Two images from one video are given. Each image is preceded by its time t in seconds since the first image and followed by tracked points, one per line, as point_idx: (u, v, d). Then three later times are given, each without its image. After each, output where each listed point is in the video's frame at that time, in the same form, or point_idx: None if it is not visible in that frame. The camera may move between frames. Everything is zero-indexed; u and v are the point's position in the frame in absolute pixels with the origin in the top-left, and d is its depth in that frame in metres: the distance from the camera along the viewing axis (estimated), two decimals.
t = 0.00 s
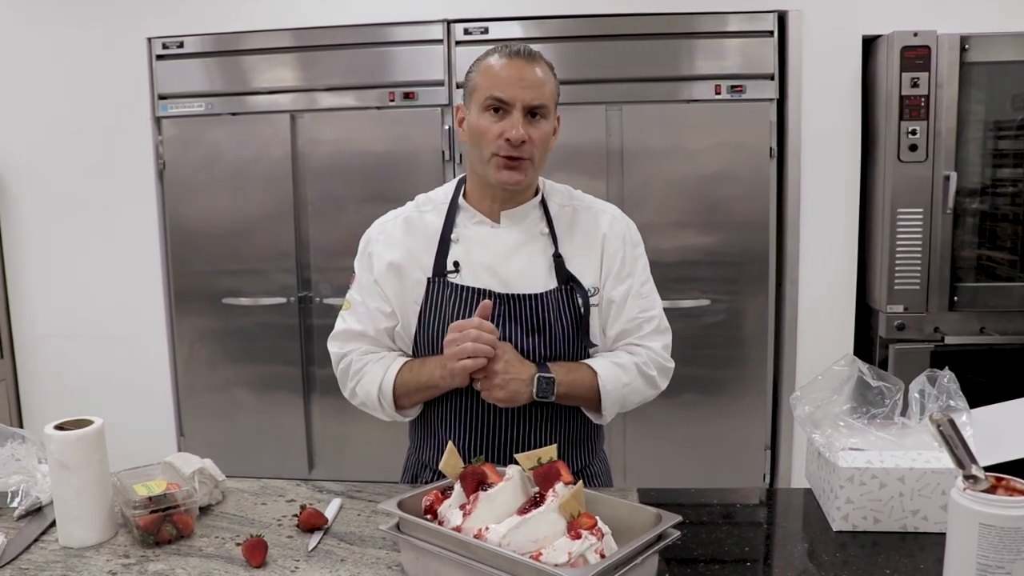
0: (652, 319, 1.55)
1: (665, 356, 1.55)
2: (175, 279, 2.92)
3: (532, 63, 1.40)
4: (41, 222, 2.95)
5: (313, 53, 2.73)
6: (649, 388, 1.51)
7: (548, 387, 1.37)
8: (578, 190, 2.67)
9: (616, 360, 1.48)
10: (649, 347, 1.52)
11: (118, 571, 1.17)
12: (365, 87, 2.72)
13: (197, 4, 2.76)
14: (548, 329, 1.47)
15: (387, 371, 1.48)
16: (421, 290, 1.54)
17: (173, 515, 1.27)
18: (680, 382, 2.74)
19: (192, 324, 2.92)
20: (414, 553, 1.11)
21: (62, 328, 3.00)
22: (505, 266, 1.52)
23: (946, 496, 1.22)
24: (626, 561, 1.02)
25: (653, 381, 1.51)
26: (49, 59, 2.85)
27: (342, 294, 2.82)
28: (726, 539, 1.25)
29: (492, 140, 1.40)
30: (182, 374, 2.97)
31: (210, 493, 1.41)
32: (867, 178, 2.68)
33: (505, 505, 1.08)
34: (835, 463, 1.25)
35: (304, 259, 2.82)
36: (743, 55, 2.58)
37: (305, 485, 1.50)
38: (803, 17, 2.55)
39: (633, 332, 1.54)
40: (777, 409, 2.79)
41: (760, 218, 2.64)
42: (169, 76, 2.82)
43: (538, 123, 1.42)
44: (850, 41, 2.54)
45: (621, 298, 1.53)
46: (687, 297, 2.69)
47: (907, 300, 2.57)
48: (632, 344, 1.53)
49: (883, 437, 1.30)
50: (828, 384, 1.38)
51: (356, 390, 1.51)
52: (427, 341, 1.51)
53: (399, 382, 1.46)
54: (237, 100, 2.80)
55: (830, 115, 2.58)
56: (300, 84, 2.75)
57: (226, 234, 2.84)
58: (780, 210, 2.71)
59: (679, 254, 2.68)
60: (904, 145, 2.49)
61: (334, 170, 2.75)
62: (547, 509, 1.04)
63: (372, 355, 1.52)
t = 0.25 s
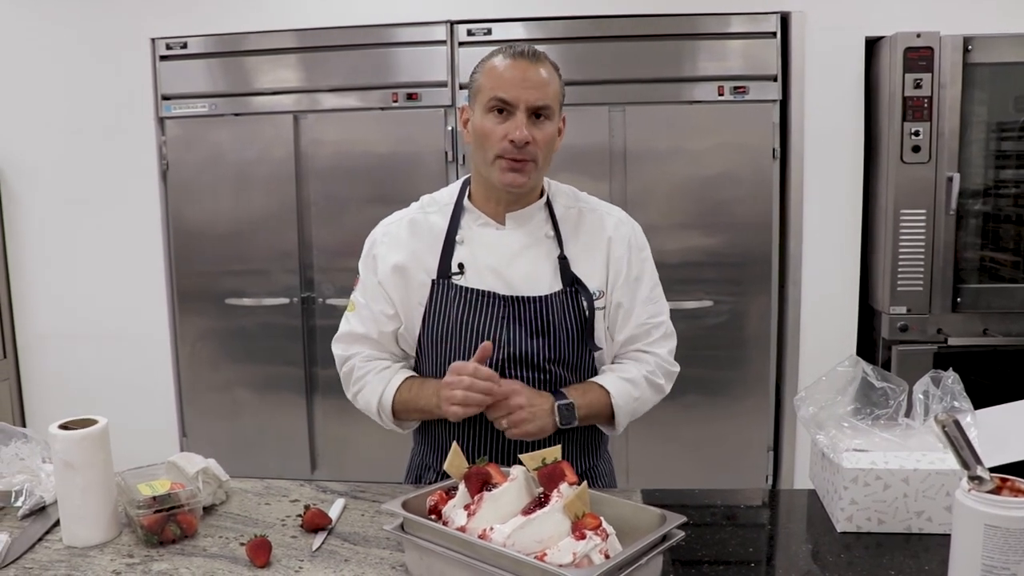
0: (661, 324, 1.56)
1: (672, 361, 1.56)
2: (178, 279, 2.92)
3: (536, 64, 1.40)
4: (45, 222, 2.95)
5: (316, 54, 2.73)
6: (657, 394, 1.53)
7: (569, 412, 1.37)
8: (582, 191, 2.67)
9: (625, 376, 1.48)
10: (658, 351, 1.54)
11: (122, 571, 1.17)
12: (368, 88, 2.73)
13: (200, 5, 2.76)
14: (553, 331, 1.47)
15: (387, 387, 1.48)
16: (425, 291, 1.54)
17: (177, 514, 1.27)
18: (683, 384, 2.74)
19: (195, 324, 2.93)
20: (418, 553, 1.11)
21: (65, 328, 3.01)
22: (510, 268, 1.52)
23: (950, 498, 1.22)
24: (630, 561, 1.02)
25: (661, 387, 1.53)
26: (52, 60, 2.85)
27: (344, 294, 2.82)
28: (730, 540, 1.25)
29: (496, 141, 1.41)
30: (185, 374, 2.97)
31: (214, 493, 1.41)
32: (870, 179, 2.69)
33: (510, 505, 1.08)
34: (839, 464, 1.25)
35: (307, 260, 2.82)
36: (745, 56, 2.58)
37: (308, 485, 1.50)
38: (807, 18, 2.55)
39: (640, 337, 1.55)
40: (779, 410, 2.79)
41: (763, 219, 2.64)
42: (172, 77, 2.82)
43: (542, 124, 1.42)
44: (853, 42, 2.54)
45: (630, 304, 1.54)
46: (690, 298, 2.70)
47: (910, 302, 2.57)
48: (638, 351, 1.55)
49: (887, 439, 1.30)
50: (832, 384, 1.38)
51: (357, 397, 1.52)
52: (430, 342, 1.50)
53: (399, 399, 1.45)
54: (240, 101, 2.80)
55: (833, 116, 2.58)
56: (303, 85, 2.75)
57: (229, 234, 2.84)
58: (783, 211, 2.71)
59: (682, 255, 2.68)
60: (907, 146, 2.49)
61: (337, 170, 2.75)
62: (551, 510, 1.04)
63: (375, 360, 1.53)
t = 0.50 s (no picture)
0: (669, 327, 1.58)
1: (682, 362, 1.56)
2: (181, 280, 2.92)
3: (546, 75, 1.39)
4: (47, 223, 2.95)
5: (319, 56, 2.74)
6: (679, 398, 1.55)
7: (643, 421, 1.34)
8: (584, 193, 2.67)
9: (661, 382, 1.49)
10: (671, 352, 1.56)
11: (126, 572, 1.18)
12: (371, 90, 2.73)
13: (204, 7, 2.77)
14: (558, 332, 1.47)
15: (361, 402, 1.46)
16: (430, 292, 1.54)
17: (181, 516, 1.27)
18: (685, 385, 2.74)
19: (197, 325, 2.93)
20: (421, 554, 1.10)
21: (67, 329, 3.01)
22: (516, 270, 1.53)
23: (954, 499, 1.22)
24: (635, 562, 1.02)
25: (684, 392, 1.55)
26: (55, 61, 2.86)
27: (347, 296, 2.82)
28: (734, 541, 1.25)
29: (504, 153, 1.41)
30: (187, 375, 2.98)
31: (217, 494, 1.41)
32: (873, 181, 2.69)
33: (514, 506, 1.08)
34: (843, 465, 1.25)
35: (310, 261, 2.82)
36: (748, 58, 2.59)
37: (312, 487, 1.50)
38: (809, 20, 2.55)
39: (646, 339, 1.56)
40: (782, 412, 2.79)
41: (765, 221, 2.64)
42: (175, 78, 2.83)
43: (550, 136, 1.42)
44: (855, 44, 2.55)
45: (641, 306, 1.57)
46: (692, 300, 2.70)
47: (913, 303, 2.57)
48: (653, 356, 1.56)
49: (891, 440, 1.29)
50: (836, 385, 1.38)
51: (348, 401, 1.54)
52: (434, 342, 1.50)
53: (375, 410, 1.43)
54: (243, 103, 2.81)
55: (836, 118, 2.58)
56: (306, 87, 2.76)
57: (232, 235, 2.85)
58: (785, 213, 2.71)
59: (684, 257, 2.68)
60: (909, 148, 2.50)
61: (340, 172, 2.75)
62: (556, 510, 1.04)
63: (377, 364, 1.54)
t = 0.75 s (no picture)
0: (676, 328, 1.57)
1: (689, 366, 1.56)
2: (182, 281, 2.92)
3: (546, 79, 1.39)
4: (47, 224, 2.95)
5: (320, 57, 2.74)
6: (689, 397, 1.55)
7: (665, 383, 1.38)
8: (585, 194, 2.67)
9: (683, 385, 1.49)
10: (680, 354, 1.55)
11: (126, 573, 1.18)
12: (372, 91, 2.73)
13: (204, 8, 2.77)
14: (560, 335, 1.47)
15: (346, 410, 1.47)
16: (432, 293, 1.55)
17: (181, 517, 1.27)
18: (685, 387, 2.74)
19: (198, 327, 2.93)
20: (422, 555, 1.10)
21: (67, 330, 3.01)
22: (518, 273, 1.53)
23: (955, 500, 1.22)
24: (636, 564, 1.02)
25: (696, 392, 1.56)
26: (56, 62, 2.86)
27: (347, 297, 2.82)
28: (735, 543, 1.25)
29: (503, 157, 1.42)
30: (187, 376, 2.98)
31: (218, 495, 1.41)
32: (873, 183, 2.69)
33: (515, 507, 1.08)
34: (844, 467, 1.25)
35: (310, 262, 2.83)
36: (748, 60, 2.59)
37: (312, 488, 1.50)
38: (810, 22, 2.56)
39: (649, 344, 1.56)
40: (782, 414, 2.79)
41: (766, 222, 2.64)
42: (176, 80, 2.83)
43: (550, 139, 1.42)
44: (856, 46, 2.55)
45: (646, 309, 1.56)
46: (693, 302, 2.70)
47: (913, 305, 2.57)
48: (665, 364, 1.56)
49: (892, 441, 1.30)
50: (837, 386, 1.38)
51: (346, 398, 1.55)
52: (435, 344, 1.50)
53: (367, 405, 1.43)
54: (243, 104, 2.81)
55: (836, 121, 2.58)
56: (306, 88, 2.76)
57: (233, 237, 2.85)
58: (786, 214, 2.71)
59: (685, 258, 2.68)
60: (910, 150, 2.50)
61: (341, 174, 2.76)
62: (557, 512, 1.04)
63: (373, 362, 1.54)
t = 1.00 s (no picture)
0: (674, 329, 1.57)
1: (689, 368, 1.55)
2: (182, 284, 2.92)
3: (542, 77, 1.39)
4: (48, 227, 2.96)
5: (320, 60, 2.74)
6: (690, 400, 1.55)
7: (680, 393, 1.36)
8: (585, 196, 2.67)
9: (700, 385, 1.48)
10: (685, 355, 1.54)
11: None
12: (372, 93, 2.73)
13: (204, 11, 2.77)
14: (559, 337, 1.46)
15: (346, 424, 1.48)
16: (431, 295, 1.55)
17: (181, 521, 1.27)
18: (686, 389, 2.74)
19: (198, 329, 2.93)
20: (423, 559, 1.10)
21: (68, 333, 3.01)
22: (517, 274, 1.53)
23: (955, 503, 1.22)
24: (637, 567, 1.02)
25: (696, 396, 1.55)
26: (56, 65, 2.86)
27: (348, 300, 2.82)
28: (736, 545, 1.25)
29: (498, 153, 1.42)
30: (188, 379, 2.98)
31: (218, 498, 1.41)
32: (873, 184, 2.69)
33: (515, 511, 1.08)
34: (845, 469, 1.25)
35: (310, 265, 2.83)
36: (748, 61, 2.59)
37: (312, 491, 1.50)
38: (810, 23, 2.56)
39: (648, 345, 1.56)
40: (783, 415, 2.79)
41: (766, 224, 2.64)
42: (176, 82, 2.83)
43: (546, 137, 1.42)
44: (855, 47, 2.55)
45: (648, 312, 1.56)
46: (693, 303, 2.70)
47: (914, 306, 2.56)
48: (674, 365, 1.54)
49: (892, 444, 1.29)
50: (838, 389, 1.38)
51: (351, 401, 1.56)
52: (435, 346, 1.50)
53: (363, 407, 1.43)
54: (243, 106, 2.81)
55: (836, 122, 2.58)
56: (306, 91, 2.76)
57: (233, 239, 2.85)
58: (786, 215, 2.71)
59: (685, 260, 2.68)
60: (910, 151, 2.50)
61: (341, 176, 2.76)
62: (557, 515, 1.04)
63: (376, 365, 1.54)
